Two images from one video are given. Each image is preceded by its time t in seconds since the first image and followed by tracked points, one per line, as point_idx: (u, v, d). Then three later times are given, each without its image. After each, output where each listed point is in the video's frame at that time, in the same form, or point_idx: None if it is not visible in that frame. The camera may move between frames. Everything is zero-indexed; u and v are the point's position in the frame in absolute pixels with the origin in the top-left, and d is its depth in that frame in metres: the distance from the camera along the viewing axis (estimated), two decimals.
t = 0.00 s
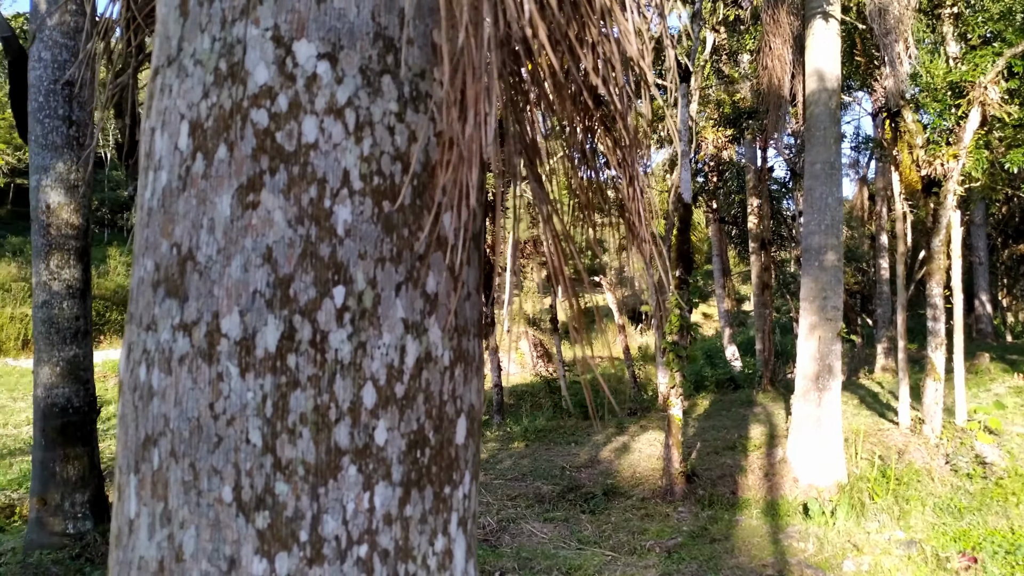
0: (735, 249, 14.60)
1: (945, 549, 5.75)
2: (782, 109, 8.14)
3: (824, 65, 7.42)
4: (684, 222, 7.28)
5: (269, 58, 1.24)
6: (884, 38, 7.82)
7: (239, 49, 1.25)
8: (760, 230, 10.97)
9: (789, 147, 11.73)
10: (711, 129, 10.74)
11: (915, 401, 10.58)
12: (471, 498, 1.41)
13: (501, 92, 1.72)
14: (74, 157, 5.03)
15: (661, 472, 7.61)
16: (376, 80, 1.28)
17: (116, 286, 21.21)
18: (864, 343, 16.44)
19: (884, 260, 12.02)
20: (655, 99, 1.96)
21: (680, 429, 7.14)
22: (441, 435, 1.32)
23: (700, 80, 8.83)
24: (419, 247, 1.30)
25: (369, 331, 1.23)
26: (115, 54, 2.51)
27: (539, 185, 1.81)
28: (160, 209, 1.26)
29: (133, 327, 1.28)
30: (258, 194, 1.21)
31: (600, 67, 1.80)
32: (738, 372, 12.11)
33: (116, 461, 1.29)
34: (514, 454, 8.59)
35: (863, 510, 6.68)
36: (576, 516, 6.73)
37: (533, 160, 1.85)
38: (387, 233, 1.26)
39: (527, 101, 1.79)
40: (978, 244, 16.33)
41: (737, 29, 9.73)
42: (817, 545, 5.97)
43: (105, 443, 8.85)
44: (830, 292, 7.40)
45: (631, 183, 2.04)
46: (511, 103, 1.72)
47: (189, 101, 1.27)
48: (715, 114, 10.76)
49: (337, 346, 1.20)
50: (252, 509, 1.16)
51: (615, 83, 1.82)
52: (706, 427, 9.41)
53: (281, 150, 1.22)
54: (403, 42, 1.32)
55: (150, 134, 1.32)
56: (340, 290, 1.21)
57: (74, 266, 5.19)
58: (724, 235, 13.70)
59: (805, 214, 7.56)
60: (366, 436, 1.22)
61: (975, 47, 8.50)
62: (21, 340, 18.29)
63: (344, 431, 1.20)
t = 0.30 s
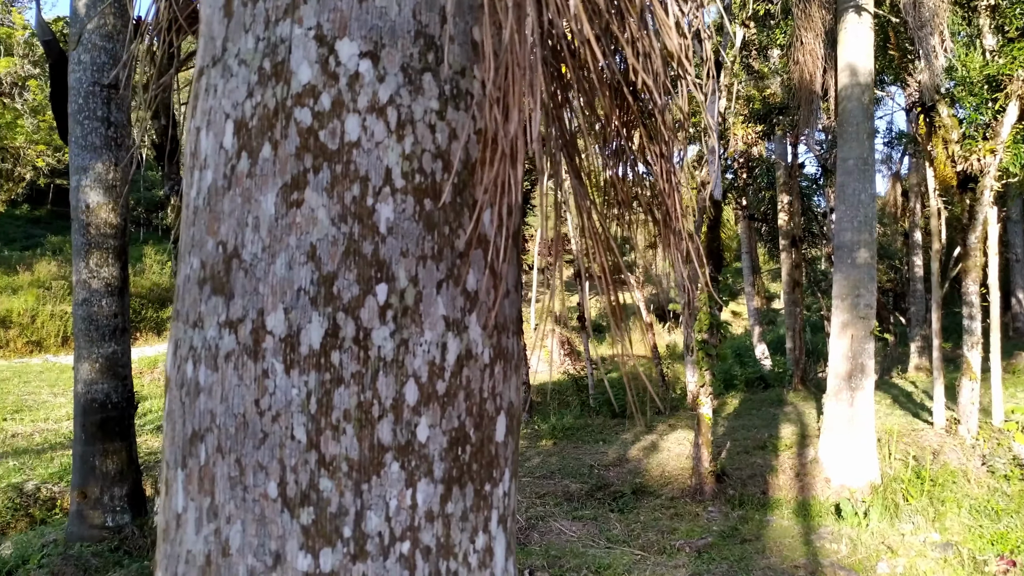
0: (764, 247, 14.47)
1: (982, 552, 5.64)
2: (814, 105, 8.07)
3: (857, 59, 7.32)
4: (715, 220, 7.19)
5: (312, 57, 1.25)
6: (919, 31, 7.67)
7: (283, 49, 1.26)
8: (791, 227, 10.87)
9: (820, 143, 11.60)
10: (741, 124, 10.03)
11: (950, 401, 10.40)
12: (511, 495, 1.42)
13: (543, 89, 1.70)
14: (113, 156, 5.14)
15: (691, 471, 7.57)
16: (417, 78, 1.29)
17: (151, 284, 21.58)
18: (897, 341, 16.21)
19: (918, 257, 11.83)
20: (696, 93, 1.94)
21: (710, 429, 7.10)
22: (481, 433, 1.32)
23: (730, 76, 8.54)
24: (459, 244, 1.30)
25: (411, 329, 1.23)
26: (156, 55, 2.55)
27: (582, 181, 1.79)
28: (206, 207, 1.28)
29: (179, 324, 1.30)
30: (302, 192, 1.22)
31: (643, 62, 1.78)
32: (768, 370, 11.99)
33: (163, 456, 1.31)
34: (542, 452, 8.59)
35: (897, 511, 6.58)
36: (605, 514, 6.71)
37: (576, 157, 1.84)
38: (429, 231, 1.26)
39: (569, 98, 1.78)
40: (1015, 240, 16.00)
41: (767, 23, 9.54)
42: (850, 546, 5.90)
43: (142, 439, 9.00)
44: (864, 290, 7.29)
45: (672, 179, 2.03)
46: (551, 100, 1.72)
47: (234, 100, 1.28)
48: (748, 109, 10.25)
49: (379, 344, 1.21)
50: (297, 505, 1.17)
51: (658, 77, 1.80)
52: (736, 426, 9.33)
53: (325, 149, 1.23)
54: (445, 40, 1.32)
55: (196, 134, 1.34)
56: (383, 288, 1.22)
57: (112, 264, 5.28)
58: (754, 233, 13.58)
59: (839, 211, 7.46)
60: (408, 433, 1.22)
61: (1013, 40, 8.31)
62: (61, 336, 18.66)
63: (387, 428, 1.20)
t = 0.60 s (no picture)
0: (794, 242, 14.30)
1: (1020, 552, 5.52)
2: (846, 98, 7.94)
3: (890, 51, 7.19)
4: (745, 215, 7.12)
5: (353, 53, 1.25)
6: (954, 22, 7.50)
7: (323, 44, 1.26)
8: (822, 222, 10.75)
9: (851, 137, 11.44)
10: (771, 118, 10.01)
11: (986, 399, 10.20)
12: (551, 493, 1.41)
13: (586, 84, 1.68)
14: (146, 155, 5.21)
15: (720, 469, 7.52)
16: (457, 72, 1.28)
17: (183, 282, 21.85)
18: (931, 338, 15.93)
19: (952, 253, 11.61)
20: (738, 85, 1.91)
21: (740, 426, 7.05)
22: (521, 429, 1.31)
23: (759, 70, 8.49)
24: (500, 240, 1.30)
25: (452, 324, 1.23)
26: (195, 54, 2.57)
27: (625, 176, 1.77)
28: (248, 203, 1.29)
29: (222, 320, 1.31)
30: (344, 188, 1.22)
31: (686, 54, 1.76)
32: (798, 367, 11.85)
33: (207, 450, 1.32)
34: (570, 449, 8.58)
35: (931, 510, 6.45)
36: (634, 511, 6.69)
37: (617, 153, 1.84)
38: (469, 226, 1.26)
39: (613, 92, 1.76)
40: None
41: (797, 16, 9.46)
42: (883, 546, 5.81)
43: (176, 434, 9.13)
44: (898, 286, 7.17)
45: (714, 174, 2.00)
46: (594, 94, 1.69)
47: (275, 96, 1.28)
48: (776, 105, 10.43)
49: (421, 339, 1.21)
50: (339, 500, 1.17)
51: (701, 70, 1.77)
52: (766, 424, 9.24)
53: (365, 144, 1.22)
54: (484, 34, 1.31)
55: (238, 130, 1.35)
56: (424, 284, 1.21)
57: (146, 262, 5.35)
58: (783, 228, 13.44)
59: (872, 205, 7.35)
60: (449, 429, 1.22)
61: None
62: (95, 333, 18.96)
63: (429, 424, 1.20)
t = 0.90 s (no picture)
0: (827, 236, 14.12)
1: None
2: (881, 88, 7.80)
3: (926, 40, 7.04)
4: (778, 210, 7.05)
5: (398, 49, 1.25)
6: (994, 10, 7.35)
7: (367, 41, 1.26)
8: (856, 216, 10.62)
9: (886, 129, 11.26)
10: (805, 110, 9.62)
11: None
12: (597, 489, 1.40)
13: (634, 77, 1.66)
14: (181, 153, 5.27)
15: (753, 465, 7.47)
16: (501, 67, 1.27)
17: (217, 278, 22.17)
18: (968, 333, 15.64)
19: (990, 246, 11.37)
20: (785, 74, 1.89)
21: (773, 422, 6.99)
22: (568, 425, 1.31)
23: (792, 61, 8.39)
24: (544, 236, 1.29)
25: (498, 321, 1.23)
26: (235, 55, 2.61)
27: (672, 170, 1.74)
28: (295, 201, 1.30)
29: (271, 317, 1.32)
30: (390, 184, 1.22)
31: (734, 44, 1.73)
32: (831, 363, 11.72)
33: (256, 446, 1.34)
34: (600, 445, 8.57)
35: (970, 508, 6.33)
36: (666, 507, 6.66)
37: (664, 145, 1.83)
38: (514, 222, 1.26)
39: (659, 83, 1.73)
40: None
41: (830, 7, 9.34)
42: (920, 544, 5.72)
43: (211, 428, 9.27)
44: (934, 280, 7.04)
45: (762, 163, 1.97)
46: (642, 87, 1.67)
47: (321, 93, 1.29)
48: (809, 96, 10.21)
49: (468, 334, 1.21)
50: (389, 495, 1.18)
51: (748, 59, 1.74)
52: (799, 420, 9.14)
53: (412, 141, 1.22)
54: (527, 27, 1.31)
55: (284, 128, 1.36)
56: (470, 279, 1.21)
57: (181, 259, 5.41)
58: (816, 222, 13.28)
59: (908, 198, 7.23)
60: (497, 424, 1.22)
61: None
62: (132, 329, 19.32)
63: (476, 419, 1.20)
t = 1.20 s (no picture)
0: (863, 230, 13.92)
1: None
2: (919, 78, 7.66)
3: (966, 29, 6.89)
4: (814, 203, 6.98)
5: (452, 44, 1.25)
6: None
7: (420, 37, 1.27)
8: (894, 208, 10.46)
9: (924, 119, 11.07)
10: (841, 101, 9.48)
11: None
12: (650, 484, 1.40)
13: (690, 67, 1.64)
14: (219, 152, 5.35)
15: (789, 461, 7.39)
16: (554, 61, 1.27)
17: (252, 275, 22.46)
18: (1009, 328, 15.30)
19: None
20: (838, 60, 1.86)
21: (809, 418, 6.92)
22: (622, 419, 1.31)
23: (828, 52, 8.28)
24: (597, 229, 1.29)
25: (553, 314, 1.23)
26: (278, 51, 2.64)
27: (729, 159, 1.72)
28: (351, 196, 1.31)
29: (327, 312, 1.34)
30: (445, 179, 1.22)
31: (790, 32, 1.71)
32: (867, 358, 11.55)
33: (314, 438, 1.36)
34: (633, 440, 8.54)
35: (1013, 506, 6.20)
36: (701, 503, 6.62)
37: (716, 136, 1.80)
38: (567, 215, 1.26)
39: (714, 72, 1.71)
40: None
41: None
42: (962, 542, 5.62)
43: (249, 422, 9.40)
44: (975, 273, 6.90)
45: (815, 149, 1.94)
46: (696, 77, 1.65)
47: (376, 90, 1.30)
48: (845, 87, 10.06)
49: (524, 328, 1.21)
50: (447, 487, 1.19)
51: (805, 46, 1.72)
52: (835, 416, 9.03)
53: (466, 136, 1.23)
54: (579, 21, 1.31)
55: (338, 124, 1.38)
56: (525, 273, 1.22)
57: (220, 256, 5.48)
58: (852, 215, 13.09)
59: (948, 190, 7.11)
60: (552, 418, 1.22)
61: None
62: (170, 325, 19.63)
63: (532, 413, 1.21)
